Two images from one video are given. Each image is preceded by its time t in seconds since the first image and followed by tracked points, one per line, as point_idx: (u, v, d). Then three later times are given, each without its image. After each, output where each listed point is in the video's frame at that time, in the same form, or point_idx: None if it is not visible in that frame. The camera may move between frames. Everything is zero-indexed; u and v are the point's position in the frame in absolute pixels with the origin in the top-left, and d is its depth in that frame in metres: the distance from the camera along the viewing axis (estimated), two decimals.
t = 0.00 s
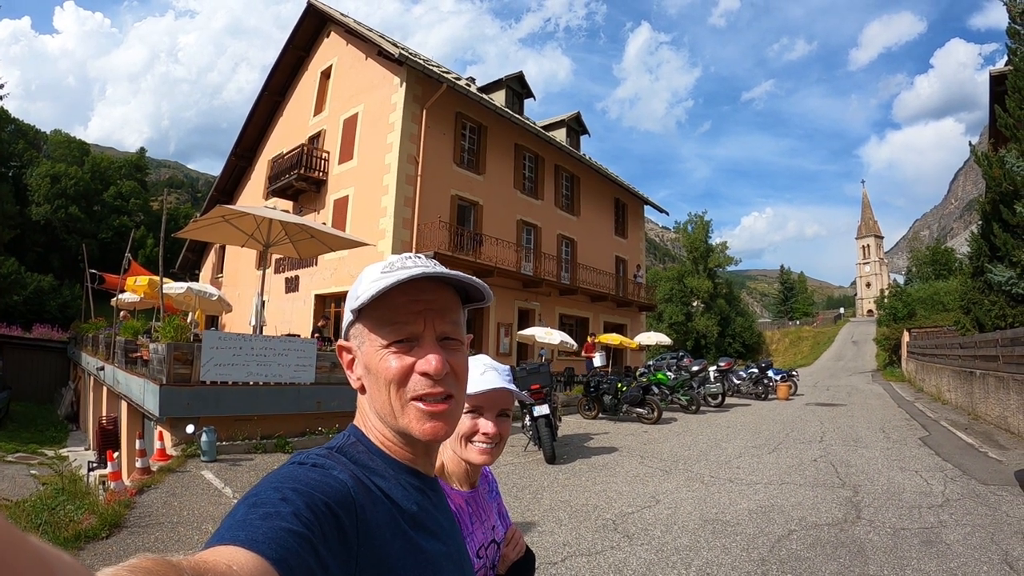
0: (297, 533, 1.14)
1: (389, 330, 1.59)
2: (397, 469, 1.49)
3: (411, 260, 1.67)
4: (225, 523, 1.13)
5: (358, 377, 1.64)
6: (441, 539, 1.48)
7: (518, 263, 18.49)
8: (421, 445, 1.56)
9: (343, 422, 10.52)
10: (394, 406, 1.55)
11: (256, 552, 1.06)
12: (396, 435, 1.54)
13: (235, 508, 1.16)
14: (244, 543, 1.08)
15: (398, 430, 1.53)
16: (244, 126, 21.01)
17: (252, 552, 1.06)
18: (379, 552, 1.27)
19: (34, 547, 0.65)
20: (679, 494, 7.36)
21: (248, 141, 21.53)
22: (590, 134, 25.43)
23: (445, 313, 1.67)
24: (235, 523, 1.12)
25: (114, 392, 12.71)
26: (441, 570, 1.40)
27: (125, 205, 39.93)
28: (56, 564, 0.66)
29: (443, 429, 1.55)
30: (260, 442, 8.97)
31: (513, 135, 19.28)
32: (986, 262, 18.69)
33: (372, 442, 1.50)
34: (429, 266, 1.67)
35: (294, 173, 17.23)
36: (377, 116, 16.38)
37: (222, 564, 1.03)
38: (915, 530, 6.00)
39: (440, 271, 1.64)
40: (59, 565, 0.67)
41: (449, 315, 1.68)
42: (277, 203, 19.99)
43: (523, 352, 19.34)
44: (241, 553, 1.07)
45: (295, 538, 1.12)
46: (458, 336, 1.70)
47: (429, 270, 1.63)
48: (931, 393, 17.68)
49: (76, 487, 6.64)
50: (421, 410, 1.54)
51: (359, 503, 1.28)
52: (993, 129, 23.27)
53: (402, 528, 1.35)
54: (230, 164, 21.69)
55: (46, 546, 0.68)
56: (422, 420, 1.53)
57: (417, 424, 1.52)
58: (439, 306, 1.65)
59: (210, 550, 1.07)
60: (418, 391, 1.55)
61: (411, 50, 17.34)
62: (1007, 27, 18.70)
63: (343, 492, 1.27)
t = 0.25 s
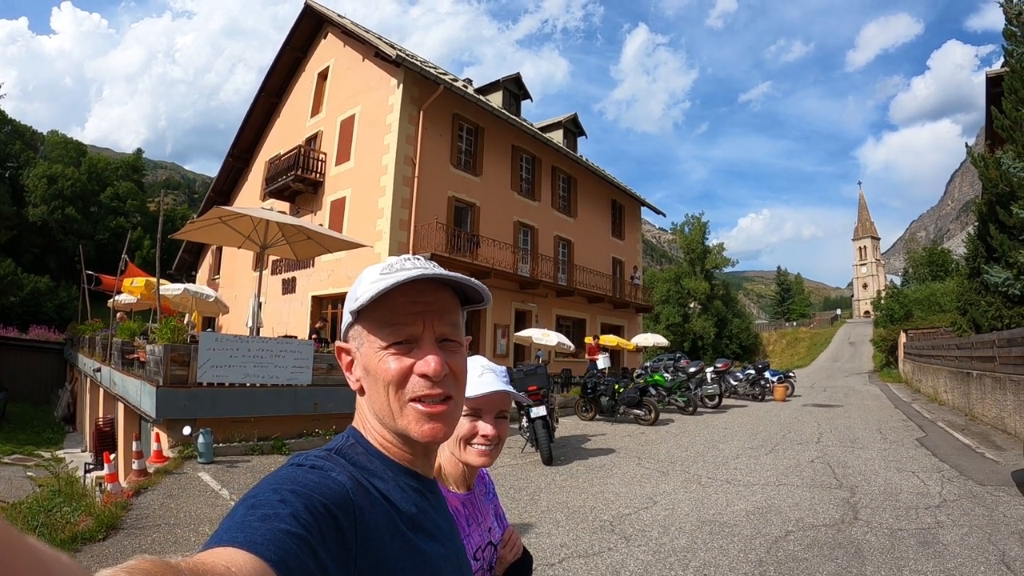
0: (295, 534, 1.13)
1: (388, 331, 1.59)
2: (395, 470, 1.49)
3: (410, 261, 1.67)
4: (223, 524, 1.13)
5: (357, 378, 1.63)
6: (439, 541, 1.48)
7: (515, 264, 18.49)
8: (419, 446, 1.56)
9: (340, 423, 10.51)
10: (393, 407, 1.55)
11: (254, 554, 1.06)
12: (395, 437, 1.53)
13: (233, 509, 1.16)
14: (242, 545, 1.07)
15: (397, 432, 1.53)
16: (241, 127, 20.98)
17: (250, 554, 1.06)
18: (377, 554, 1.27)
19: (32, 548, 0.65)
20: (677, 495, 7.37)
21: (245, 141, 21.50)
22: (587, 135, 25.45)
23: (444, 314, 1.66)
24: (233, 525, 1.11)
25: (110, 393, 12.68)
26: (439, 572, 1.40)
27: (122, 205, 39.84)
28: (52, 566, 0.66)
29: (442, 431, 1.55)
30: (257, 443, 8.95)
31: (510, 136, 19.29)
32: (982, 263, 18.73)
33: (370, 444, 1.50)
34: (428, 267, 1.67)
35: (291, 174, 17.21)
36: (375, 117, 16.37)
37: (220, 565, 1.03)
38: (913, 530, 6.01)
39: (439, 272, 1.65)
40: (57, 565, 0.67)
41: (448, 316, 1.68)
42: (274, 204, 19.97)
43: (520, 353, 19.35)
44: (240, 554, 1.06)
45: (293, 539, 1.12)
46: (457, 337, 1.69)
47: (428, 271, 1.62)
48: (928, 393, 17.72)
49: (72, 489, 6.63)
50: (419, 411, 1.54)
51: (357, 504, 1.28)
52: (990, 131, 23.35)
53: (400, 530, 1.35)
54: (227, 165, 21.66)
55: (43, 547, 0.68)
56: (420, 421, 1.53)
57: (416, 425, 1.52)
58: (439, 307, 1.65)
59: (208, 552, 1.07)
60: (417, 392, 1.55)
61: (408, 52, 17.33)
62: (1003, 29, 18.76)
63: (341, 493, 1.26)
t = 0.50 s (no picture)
0: (294, 535, 1.13)
1: (388, 332, 1.59)
2: (394, 471, 1.49)
3: (409, 262, 1.67)
4: (222, 524, 1.13)
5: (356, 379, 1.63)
6: (438, 542, 1.48)
7: (514, 265, 18.48)
8: (418, 448, 1.56)
9: (338, 424, 10.50)
10: (392, 408, 1.55)
11: (252, 555, 1.06)
12: (394, 439, 1.53)
13: (231, 510, 1.16)
14: (241, 546, 1.07)
15: (396, 433, 1.53)
16: (239, 127, 20.96)
17: (249, 555, 1.06)
18: (375, 555, 1.27)
19: (30, 548, 0.65)
20: (675, 495, 7.38)
21: (243, 142, 21.49)
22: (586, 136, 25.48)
23: (443, 315, 1.67)
24: (231, 526, 1.11)
25: (108, 394, 12.66)
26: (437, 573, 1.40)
27: (120, 206, 39.82)
28: (49, 567, 0.65)
29: (441, 432, 1.55)
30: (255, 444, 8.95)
31: (509, 137, 19.30)
32: (980, 263, 18.75)
33: (368, 445, 1.50)
34: (428, 269, 1.67)
35: (289, 175, 17.20)
36: (373, 118, 16.37)
37: (219, 566, 1.03)
38: (910, 531, 6.02)
39: (439, 274, 1.65)
40: (54, 564, 0.67)
41: (448, 317, 1.68)
42: (272, 205, 19.96)
43: (518, 354, 19.35)
44: (239, 555, 1.06)
45: (292, 540, 1.12)
46: (457, 339, 1.70)
47: (428, 273, 1.63)
48: (926, 394, 17.74)
49: (70, 489, 6.62)
50: (419, 412, 1.54)
51: (356, 505, 1.28)
52: (988, 132, 23.39)
53: (399, 531, 1.35)
54: (226, 165, 21.65)
55: (39, 547, 0.68)
56: (420, 423, 1.53)
57: (415, 426, 1.52)
58: (438, 309, 1.66)
59: (207, 553, 1.06)
60: (416, 393, 1.55)
61: (406, 52, 17.34)
62: (1000, 30, 18.81)
63: (340, 495, 1.26)
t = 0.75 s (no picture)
0: (293, 536, 1.13)
1: (388, 333, 1.59)
2: (393, 472, 1.48)
3: (409, 263, 1.67)
4: (221, 525, 1.13)
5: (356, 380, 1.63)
6: (437, 543, 1.48)
7: (513, 266, 18.47)
8: (417, 448, 1.56)
9: (338, 426, 10.51)
10: (391, 409, 1.55)
11: (251, 555, 1.06)
12: (393, 439, 1.53)
13: (230, 510, 1.16)
14: (240, 546, 1.07)
15: (396, 434, 1.53)
16: (239, 128, 20.97)
17: (248, 556, 1.06)
18: (374, 556, 1.27)
19: (28, 550, 0.65)
20: (675, 497, 7.37)
21: (243, 143, 21.50)
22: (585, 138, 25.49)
23: (443, 317, 1.67)
24: (230, 526, 1.12)
25: (108, 395, 12.66)
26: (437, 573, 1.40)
27: (121, 207, 39.86)
28: (49, 566, 0.66)
29: (440, 434, 1.55)
30: (255, 445, 8.94)
31: (509, 138, 19.30)
32: (980, 265, 18.74)
33: (368, 446, 1.50)
34: (427, 270, 1.67)
35: (289, 176, 17.21)
36: (373, 119, 16.38)
37: (217, 566, 1.03)
38: (911, 532, 6.01)
39: (439, 275, 1.65)
40: (53, 565, 0.67)
41: (447, 318, 1.68)
42: (272, 206, 19.98)
43: (518, 355, 19.35)
44: (237, 556, 1.06)
45: (291, 542, 1.12)
46: (457, 339, 1.70)
47: (427, 273, 1.63)
48: (926, 395, 17.73)
49: (71, 490, 6.63)
50: (419, 413, 1.54)
51: (355, 506, 1.27)
52: (988, 133, 23.40)
53: (398, 532, 1.35)
54: (226, 166, 21.66)
55: (39, 548, 0.68)
56: (419, 424, 1.53)
57: (415, 428, 1.52)
58: (438, 309, 1.66)
59: (205, 553, 1.06)
60: (416, 394, 1.55)
61: (407, 54, 17.35)
62: (1001, 31, 18.82)
63: (339, 496, 1.26)
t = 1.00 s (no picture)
0: (292, 537, 1.13)
1: (387, 335, 1.59)
2: (392, 474, 1.48)
3: (410, 265, 1.67)
4: (219, 527, 1.13)
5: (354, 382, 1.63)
6: (436, 545, 1.48)
7: (514, 267, 18.48)
8: (417, 450, 1.56)
9: (337, 427, 10.51)
10: (391, 410, 1.55)
11: (249, 557, 1.06)
12: (393, 441, 1.53)
13: (229, 512, 1.16)
14: (239, 548, 1.07)
15: (395, 435, 1.52)
16: (240, 129, 20.99)
17: (247, 556, 1.06)
18: (373, 557, 1.27)
19: (26, 551, 0.65)
20: (675, 499, 7.37)
21: (244, 144, 21.51)
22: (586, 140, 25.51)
23: (443, 319, 1.67)
24: (228, 528, 1.11)
25: (108, 395, 12.67)
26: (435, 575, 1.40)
27: (122, 207, 39.88)
28: (46, 566, 0.65)
29: (440, 435, 1.55)
30: (254, 445, 8.94)
31: (509, 140, 19.31)
32: (981, 268, 18.73)
33: (367, 447, 1.49)
34: (427, 271, 1.67)
35: (290, 177, 17.22)
36: (374, 120, 16.39)
37: (216, 568, 1.03)
38: (911, 536, 6.00)
39: (440, 277, 1.65)
40: (51, 565, 0.67)
41: (447, 320, 1.68)
42: (273, 206, 19.99)
43: (518, 357, 19.35)
44: (236, 557, 1.06)
45: (290, 543, 1.12)
46: (456, 342, 1.69)
47: (427, 275, 1.63)
48: (926, 399, 17.72)
49: (70, 490, 6.62)
50: (418, 414, 1.54)
51: (353, 508, 1.27)
52: (989, 136, 23.40)
53: (397, 534, 1.35)
54: (227, 167, 21.67)
55: (37, 550, 0.68)
56: (419, 425, 1.53)
57: (414, 428, 1.52)
58: (438, 311, 1.66)
59: (204, 555, 1.06)
60: (415, 396, 1.55)
61: (408, 55, 17.36)
62: (1002, 35, 18.83)
63: (338, 498, 1.26)
